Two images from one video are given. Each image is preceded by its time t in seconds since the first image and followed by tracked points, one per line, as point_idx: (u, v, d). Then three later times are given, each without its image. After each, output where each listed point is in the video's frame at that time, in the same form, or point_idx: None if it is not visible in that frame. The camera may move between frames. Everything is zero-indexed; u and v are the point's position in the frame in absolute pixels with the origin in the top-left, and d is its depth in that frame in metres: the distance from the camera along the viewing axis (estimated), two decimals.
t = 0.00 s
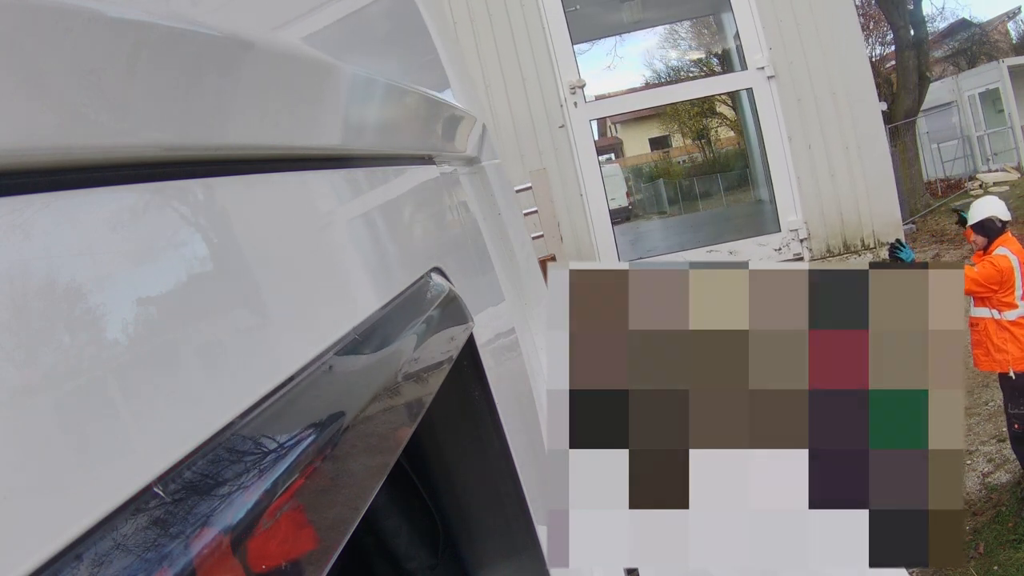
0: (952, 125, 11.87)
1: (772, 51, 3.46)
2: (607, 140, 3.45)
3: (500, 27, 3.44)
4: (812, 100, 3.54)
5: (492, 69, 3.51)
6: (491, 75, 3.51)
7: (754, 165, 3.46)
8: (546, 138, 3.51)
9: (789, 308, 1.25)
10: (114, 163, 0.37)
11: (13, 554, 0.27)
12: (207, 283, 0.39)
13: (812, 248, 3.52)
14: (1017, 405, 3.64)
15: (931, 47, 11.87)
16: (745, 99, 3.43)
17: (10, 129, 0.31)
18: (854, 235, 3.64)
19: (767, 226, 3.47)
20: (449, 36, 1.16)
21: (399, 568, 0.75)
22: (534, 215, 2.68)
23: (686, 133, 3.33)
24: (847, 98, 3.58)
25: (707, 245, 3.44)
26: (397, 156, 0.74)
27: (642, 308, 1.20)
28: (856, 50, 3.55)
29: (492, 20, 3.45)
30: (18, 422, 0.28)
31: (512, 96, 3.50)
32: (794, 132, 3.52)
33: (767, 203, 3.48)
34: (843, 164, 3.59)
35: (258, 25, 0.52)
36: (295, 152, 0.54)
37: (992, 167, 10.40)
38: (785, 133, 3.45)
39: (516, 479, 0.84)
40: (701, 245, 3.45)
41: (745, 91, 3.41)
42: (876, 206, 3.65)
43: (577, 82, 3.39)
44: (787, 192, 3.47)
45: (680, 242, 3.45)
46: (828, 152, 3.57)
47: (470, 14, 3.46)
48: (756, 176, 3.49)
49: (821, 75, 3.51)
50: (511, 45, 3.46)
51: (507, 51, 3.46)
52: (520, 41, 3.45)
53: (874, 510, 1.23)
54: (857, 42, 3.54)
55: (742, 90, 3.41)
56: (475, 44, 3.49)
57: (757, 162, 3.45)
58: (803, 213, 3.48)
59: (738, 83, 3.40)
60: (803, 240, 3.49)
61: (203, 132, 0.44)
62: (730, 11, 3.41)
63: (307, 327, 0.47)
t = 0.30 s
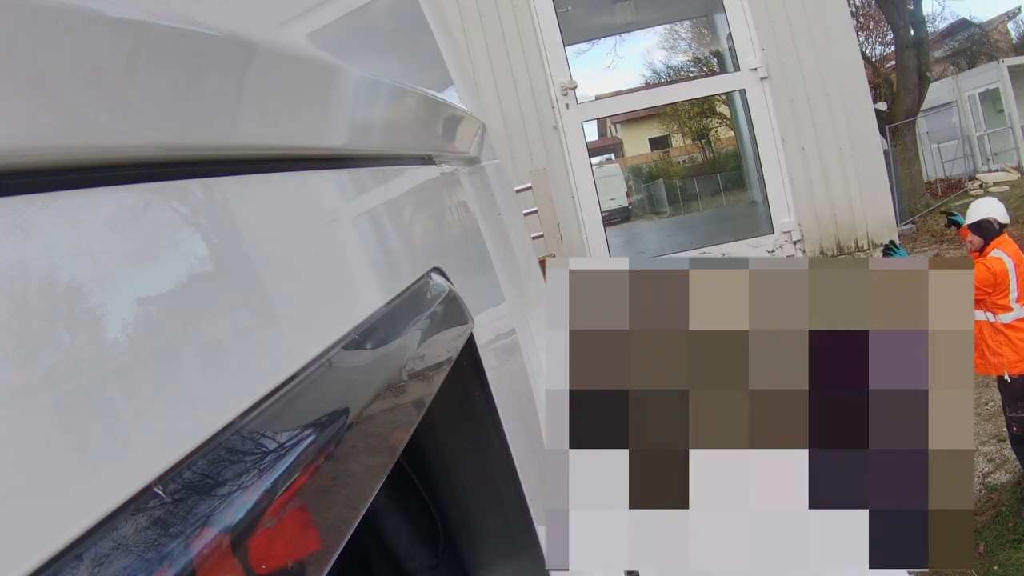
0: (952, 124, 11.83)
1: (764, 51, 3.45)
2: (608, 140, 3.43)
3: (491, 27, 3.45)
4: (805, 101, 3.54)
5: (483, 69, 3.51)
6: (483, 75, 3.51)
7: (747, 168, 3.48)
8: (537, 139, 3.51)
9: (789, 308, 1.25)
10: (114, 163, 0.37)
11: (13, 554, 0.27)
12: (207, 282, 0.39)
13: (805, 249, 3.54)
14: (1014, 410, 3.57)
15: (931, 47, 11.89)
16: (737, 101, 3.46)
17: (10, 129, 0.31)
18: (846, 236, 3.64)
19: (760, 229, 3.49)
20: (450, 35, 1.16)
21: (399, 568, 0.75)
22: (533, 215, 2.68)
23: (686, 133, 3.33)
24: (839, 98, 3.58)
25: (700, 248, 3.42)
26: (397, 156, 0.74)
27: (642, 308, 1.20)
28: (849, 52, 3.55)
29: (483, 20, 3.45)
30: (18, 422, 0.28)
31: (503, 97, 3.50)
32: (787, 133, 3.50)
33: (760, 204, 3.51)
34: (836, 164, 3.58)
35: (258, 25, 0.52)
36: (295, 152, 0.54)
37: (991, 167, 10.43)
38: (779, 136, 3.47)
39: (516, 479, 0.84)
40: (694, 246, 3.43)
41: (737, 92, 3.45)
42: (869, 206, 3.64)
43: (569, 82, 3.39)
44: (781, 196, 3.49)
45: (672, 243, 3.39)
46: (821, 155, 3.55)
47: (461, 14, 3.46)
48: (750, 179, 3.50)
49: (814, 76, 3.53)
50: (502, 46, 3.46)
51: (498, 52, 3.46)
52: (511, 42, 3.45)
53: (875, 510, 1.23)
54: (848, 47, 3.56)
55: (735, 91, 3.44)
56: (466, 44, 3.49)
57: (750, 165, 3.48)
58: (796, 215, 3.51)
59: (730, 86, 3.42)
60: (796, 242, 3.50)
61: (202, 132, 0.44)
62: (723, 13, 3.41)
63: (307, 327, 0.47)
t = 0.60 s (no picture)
0: (951, 125, 11.83)
1: (757, 53, 3.49)
2: (609, 140, 3.41)
3: (484, 30, 3.51)
4: (797, 103, 3.60)
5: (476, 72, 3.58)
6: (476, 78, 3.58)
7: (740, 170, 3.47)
8: (530, 142, 3.55)
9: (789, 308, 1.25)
10: (114, 163, 0.37)
11: (13, 554, 0.27)
12: (206, 283, 0.39)
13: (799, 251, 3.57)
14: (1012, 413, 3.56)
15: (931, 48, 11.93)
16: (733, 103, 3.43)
17: (11, 129, 0.31)
18: (840, 237, 3.72)
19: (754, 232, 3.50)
20: (451, 36, 1.16)
21: (399, 569, 0.75)
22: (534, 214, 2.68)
23: (686, 133, 3.30)
24: (830, 99, 3.67)
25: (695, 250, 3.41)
26: (397, 157, 0.74)
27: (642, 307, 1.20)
28: (841, 55, 3.66)
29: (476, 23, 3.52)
30: (18, 422, 0.28)
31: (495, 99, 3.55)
32: (781, 135, 3.56)
33: (754, 203, 3.50)
34: (829, 166, 3.68)
35: (258, 25, 0.52)
36: (296, 153, 0.54)
37: (991, 168, 10.37)
38: (772, 135, 3.50)
39: (516, 479, 0.84)
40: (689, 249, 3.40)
41: (730, 94, 3.43)
42: (863, 208, 3.73)
43: (560, 85, 3.40)
44: (774, 198, 3.50)
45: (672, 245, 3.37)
46: (815, 161, 3.65)
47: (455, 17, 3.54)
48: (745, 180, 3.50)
49: (806, 78, 3.60)
50: (495, 48, 3.52)
51: (490, 54, 3.53)
52: (503, 45, 3.50)
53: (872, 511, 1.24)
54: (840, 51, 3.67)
55: (727, 93, 3.42)
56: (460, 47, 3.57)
57: (744, 167, 3.46)
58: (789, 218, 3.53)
59: (722, 87, 3.41)
60: (790, 244, 3.53)
61: (202, 131, 0.44)
62: (715, 13, 3.42)
63: (304, 331, 0.47)
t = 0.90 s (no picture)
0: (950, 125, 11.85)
1: (749, 55, 3.46)
2: (608, 140, 3.41)
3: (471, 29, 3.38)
4: (791, 105, 3.54)
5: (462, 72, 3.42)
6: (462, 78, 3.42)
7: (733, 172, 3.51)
8: (521, 145, 3.46)
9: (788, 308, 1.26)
10: (115, 163, 0.37)
11: (14, 554, 0.27)
12: (206, 283, 0.39)
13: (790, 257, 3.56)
14: (1007, 414, 3.52)
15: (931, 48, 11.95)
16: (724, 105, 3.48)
17: (11, 130, 0.31)
18: (834, 238, 3.66)
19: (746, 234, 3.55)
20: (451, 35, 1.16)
21: (399, 569, 0.75)
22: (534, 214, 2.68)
23: (686, 133, 3.39)
24: (826, 102, 3.58)
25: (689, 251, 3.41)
26: (398, 156, 0.74)
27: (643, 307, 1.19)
28: (835, 57, 3.54)
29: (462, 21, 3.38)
30: (18, 422, 0.28)
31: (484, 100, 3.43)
32: (773, 138, 3.53)
33: (747, 205, 3.54)
34: (823, 170, 3.59)
35: (258, 25, 0.52)
36: (296, 152, 0.54)
37: (990, 168, 10.46)
38: (765, 137, 3.52)
39: (517, 477, 0.84)
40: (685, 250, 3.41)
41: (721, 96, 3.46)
42: (855, 211, 3.65)
43: (553, 88, 3.38)
44: (767, 200, 3.54)
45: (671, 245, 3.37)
46: (807, 162, 3.57)
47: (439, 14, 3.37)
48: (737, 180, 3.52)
49: (800, 81, 3.53)
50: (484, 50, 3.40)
51: (480, 56, 3.39)
52: (492, 45, 3.39)
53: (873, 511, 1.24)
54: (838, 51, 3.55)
55: (720, 95, 3.46)
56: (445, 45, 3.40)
57: (738, 168, 3.51)
58: (782, 221, 3.55)
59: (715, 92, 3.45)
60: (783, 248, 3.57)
61: (202, 130, 0.43)
62: (709, 14, 3.44)
63: (304, 332, 0.46)
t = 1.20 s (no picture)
0: (950, 125, 11.85)
1: (742, 57, 3.41)
2: (608, 139, 3.40)
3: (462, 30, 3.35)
4: (784, 108, 3.45)
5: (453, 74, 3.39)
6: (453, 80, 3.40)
7: (727, 174, 3.50)
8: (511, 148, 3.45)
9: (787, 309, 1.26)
10: (116, 163, 0.37)
11: (13, 554, 0.27)
12: (206, 283, 0.39)
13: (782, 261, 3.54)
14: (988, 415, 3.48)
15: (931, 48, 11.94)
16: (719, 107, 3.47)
17: (11, 130, 0.31)
18: (826, 244, 3.57)
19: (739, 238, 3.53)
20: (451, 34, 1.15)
21: (400, 569, 0.75)
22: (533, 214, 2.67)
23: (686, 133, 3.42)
24: (819, 107, 3.47)
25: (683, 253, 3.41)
26: (398, 157, 0.74)
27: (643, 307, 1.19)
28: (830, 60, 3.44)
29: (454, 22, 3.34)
30: (17, 422, 0.28)
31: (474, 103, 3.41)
32: (765, 141, 3.47)
33: (739, 206, 3.51)
34: (815, 174, 3.49)
35: (259, 24, 0.52)
36: (297, 152, 0.54)
37: (991, 168, 10.46)
38: (756, 140, 3.47)
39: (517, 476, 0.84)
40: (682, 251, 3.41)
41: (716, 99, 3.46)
42: (849, 217, 3.53)
43: (544, 92, 3.37)
44: (758, 201, 3.49)
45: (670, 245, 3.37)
46: (800, 166, 3.48)
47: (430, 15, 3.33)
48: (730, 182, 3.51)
49: (793, 83, 3.44)
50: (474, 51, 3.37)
51: (471, 57, 3.36)
52: (483, 46, 3.37)
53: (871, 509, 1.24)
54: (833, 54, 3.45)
55: (716, 98, 3.45)
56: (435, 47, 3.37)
57: (732, 170, 3.49)
58: (774, 224, 3.51)
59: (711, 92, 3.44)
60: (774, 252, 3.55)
61: (202, 131, 0.43)
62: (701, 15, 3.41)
63: (306, 332, 0.47)
